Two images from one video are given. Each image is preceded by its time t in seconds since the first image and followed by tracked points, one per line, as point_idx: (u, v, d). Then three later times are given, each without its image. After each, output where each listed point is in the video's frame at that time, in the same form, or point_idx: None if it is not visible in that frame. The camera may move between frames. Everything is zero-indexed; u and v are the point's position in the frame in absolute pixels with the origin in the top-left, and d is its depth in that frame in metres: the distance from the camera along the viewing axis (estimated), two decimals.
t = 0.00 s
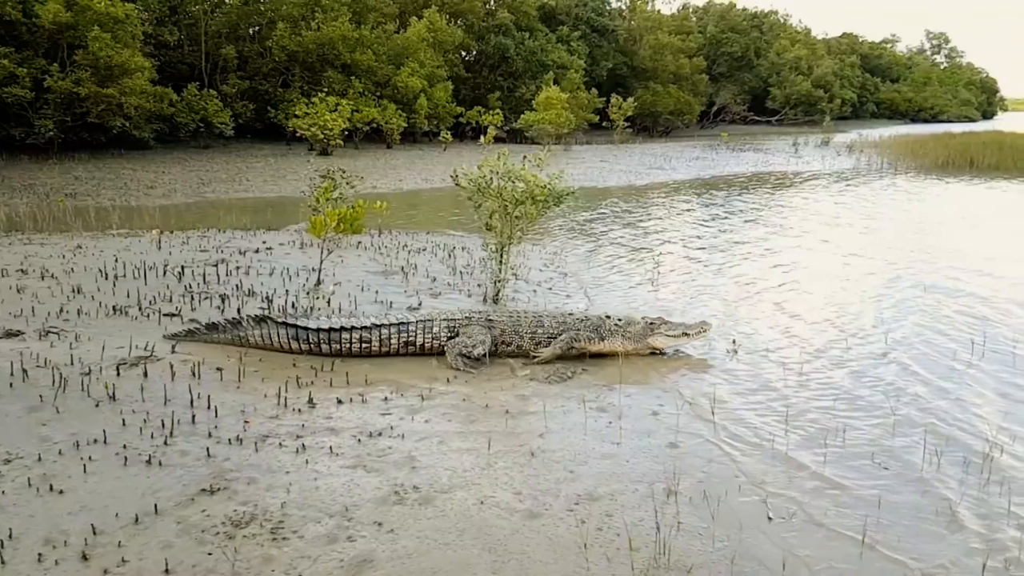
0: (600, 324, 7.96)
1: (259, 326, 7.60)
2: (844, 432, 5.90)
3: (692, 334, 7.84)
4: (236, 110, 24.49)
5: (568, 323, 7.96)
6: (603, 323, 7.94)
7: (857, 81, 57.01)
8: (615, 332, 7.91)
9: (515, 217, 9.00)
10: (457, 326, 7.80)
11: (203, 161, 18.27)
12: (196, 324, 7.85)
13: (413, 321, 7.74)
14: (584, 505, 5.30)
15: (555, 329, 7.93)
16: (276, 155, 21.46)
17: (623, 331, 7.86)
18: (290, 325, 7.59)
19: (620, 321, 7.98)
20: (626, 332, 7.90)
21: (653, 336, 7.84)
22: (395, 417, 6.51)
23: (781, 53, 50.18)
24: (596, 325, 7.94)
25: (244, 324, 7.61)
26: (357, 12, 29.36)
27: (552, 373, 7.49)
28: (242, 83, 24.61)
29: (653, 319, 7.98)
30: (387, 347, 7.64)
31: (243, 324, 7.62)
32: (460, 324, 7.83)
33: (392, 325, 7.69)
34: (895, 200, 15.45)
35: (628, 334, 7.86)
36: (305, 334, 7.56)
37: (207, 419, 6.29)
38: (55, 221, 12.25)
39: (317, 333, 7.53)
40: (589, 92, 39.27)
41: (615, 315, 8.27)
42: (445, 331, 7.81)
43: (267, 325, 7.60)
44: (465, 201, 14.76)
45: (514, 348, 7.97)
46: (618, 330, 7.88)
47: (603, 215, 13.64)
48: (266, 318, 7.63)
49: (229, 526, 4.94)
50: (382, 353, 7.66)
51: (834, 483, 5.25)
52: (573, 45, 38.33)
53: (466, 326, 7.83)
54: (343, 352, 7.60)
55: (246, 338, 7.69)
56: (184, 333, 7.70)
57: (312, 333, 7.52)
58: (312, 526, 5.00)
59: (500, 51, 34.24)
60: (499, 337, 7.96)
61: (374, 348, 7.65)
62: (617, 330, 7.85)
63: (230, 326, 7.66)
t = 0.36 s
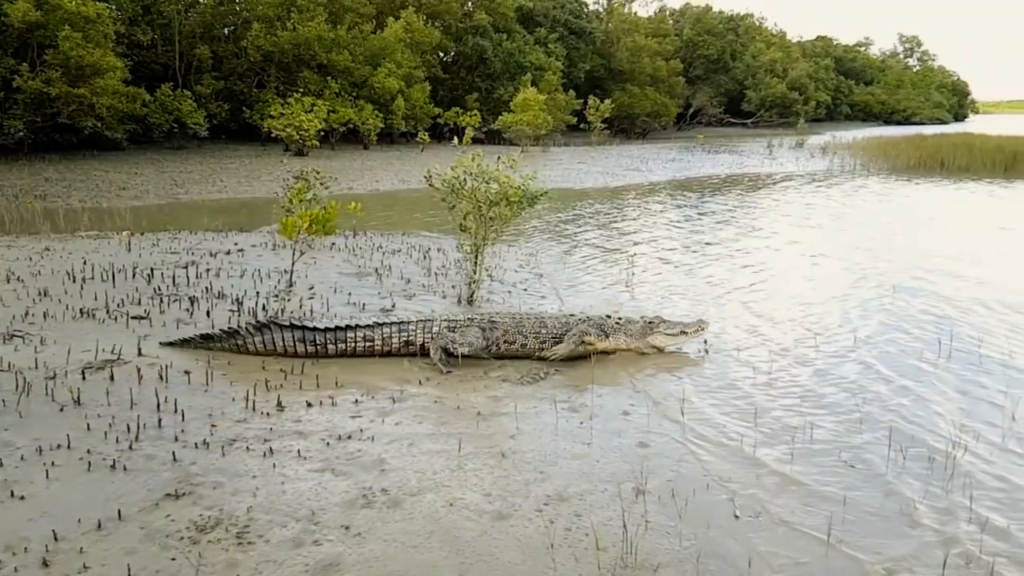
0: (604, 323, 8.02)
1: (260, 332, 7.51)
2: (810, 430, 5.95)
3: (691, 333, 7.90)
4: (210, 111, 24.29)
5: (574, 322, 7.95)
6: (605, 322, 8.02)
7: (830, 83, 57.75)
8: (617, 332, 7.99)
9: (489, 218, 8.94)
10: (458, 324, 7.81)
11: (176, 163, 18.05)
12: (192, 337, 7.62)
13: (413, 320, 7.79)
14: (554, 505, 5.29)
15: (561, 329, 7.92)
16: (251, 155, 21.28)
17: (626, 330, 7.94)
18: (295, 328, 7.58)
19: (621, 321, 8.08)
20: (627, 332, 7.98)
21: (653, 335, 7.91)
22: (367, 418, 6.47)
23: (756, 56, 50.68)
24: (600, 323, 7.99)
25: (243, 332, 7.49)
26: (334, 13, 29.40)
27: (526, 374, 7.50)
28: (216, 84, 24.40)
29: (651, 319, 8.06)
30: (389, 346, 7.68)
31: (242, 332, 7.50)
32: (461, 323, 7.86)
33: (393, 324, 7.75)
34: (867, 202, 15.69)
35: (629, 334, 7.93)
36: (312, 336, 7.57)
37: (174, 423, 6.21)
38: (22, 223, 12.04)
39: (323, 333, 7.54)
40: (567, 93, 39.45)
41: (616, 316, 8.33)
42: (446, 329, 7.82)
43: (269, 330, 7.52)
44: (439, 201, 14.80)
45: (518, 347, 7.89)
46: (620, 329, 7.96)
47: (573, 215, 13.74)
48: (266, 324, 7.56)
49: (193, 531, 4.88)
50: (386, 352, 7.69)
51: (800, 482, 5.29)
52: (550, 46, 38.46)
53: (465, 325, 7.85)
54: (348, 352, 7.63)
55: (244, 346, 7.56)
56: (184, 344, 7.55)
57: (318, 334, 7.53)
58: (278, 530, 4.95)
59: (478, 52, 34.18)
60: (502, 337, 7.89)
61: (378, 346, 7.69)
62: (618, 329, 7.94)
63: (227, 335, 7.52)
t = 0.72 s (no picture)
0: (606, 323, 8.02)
1: (268, 330, 7.50)
2: (777, 428, 5.99)
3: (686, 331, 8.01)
4: (184, 111, 24.07)
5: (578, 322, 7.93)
6: (604, 322, 8.05)
7: (806, 86, 58.39)
8: (617, 331, 8.01)
9: (464, 219, 8.88)
10: (457, 325, 7.85)
11: (149, 163, 17.85)
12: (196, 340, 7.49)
13: (415, 321, 7.85)
14: (522, 506, 5.27)
15: (565, 328, 7.88)
16: (225, 155, 21.09)
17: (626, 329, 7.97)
18: (304, 326, 7.61)
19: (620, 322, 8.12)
20: (626, 331, 8.00)
21: (652, 334, 7.95)
22: (336, 419, 6.42)
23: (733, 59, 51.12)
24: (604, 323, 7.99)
25: (250, 332, 7.45)
26: (310, 13, 29.29)
27: (499, 376, 7.46)
28: (191, 83, 24.18)
29: (650, 319, 8.13)
30: (393, 346, 7.73)
31: (249, 332, 7.46)
32: (461, 325, 7.89)
33: (397, 325, 7.83)
34: (840, 203, 15.87)
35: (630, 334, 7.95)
36: (319, 334, 7.60)
37: (140, 426, 6.13)
38: None
39: (330, 331, 7.56)
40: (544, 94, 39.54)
41: (614, 316, 8.38)
42: (446, 330, 7.82)
43: (278, 329, 7.53)
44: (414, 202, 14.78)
45: (522, 348, 7.78)
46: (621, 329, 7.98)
47: (546, 216, 13.79)
48: (274, 323, 7.55)
49: (157, 535, 4.81)
50: (390, 352, 7.75)
51: (767, 480, 5.31)
52: (527, 48, 38.53)
53: (465, 326, 7.86)
54: (354, 351, 7.68)
55: (251, 348, 7.47)
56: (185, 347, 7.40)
57: (326, 332, 7.56)
58: (243, 533, 4.90)
59: (456, 53, 34.19)
60: (505, 338, 7.79)
61: (382, 346, 7.75)
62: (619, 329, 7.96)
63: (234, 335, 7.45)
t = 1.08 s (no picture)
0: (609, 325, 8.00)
1: (274, 335, 7.46)
2: (747, 425, 6.02)
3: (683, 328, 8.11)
4: (157, 112, 23.81)
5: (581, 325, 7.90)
6: (605, 321, 8.07)
7: (781, 87, 58.95)
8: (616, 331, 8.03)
9: (437, 221, 8.83)
10: (459, 325, 7.83)
11: (121, 165, 17.63)
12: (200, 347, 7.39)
13: (418, 321, 7.86)
14: (493, 506, 5.26)
15: (569, 329, 7.88)
16: (199, 157, 20.89)
17: (624, 328, 7.98)
18: (310, 328, 7.62)
19: (619, 320, 8.14)
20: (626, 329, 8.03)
21: (651, 332, 8.01)
22: (307, 422, 6.36)
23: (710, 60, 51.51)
24: (607, 325, 7.98)
25: (257, 336, 7.41)
26: (285, 14, 29.11)
27: (471, 377, 7.41)
28: (164, 85, 23.93)
29: (648, 316, 8.16)
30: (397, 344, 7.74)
31: (256, 337, 7.43)
32: (463, 325, 7.86)
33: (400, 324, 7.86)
34: (813, 202, 16.04)
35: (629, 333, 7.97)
36: (324, 335, 7.62)
37: (106, 431, 6.03)
38: None
39: (336, 331, 7.59)
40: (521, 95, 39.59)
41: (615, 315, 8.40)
42: (449, 330, 7.81)
43: (284, 332, 7.51)
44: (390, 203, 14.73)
45: (527, 349, 7.77)
46: (620, 328, 8.00)
47: (522, 217, 13.81)
48: (279, 326, 7.52)
49: (122, 541, 4.74)
50: (393, 352, 7.80)
51: (736, 477, 5.34)
52: (505, 49, 38.55)
53: (468, 326, 7.84)
54: (359, 350, 7.73)
55: (258, 353, 7.43)
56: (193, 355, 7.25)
57: (331, 332, 7.58)
58: (210, 538, 4.84)
59: (433, 54, 34.17)
60: (509, 340, 7.78)
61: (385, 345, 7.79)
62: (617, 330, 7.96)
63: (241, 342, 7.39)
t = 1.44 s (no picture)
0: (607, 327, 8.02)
1: (278, 336, 7.43)
2: (717, 424, 6.03)
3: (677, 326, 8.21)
4: (127, 113, 23.51)
5: (581, 328, 7.94)
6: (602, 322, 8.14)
7: (755, 88, 59.54)
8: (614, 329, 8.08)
9: (409, 221, 8.75)
10: (461, 329, 7.85)
11: (90, 166, 17.39)
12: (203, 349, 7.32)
13: (420, 324, 7.91)
14: (461, 507, 5.23)
15: (569, 329, 7.95)
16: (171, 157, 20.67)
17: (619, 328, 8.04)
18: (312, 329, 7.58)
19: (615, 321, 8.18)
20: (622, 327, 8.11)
21: (645, 329, 8.10)
22: (275, 424, 6.27)
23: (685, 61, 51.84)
24: (605, 327, 8.01)
25: (261, 338, 7.38)
26: (258, 14, 28.90)
27: (442, 378, 7.32)
28: (134, 85, 23.63)
29: (641, 315, 8.30)
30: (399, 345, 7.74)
31: (259, 339, 7.39)
32: (465, 329, 7.87)
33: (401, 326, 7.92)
34: (785, 202, 16.21)
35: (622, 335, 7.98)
36: (327, 335, 7.59)
37: (69, 436, 5.92)
38: None
39: (338, 332, 7.59)
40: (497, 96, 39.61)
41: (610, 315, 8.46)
42: (450, 334, 7.87)
43: (288, 333, 7.49)
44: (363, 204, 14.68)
45: (530, 351, 7.74)
46: (617, 328, 8.05)
47: (496, 217, 13.83)
48: (283, 327, 7.50)
49: (83, 546, 4.65)
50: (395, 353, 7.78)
51: (704, 475, 5.35)
52: (481, 49, 38.56)
53: (469, 330, 7.87)
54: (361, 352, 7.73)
55: (262, 355, 7.39)
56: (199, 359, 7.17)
57: (334, 332, 7.57)
58: (173, 543, 4.77)
59: (408, 54, 34.11)
60: (512, 342, 7.73)
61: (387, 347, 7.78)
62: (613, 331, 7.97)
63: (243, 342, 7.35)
